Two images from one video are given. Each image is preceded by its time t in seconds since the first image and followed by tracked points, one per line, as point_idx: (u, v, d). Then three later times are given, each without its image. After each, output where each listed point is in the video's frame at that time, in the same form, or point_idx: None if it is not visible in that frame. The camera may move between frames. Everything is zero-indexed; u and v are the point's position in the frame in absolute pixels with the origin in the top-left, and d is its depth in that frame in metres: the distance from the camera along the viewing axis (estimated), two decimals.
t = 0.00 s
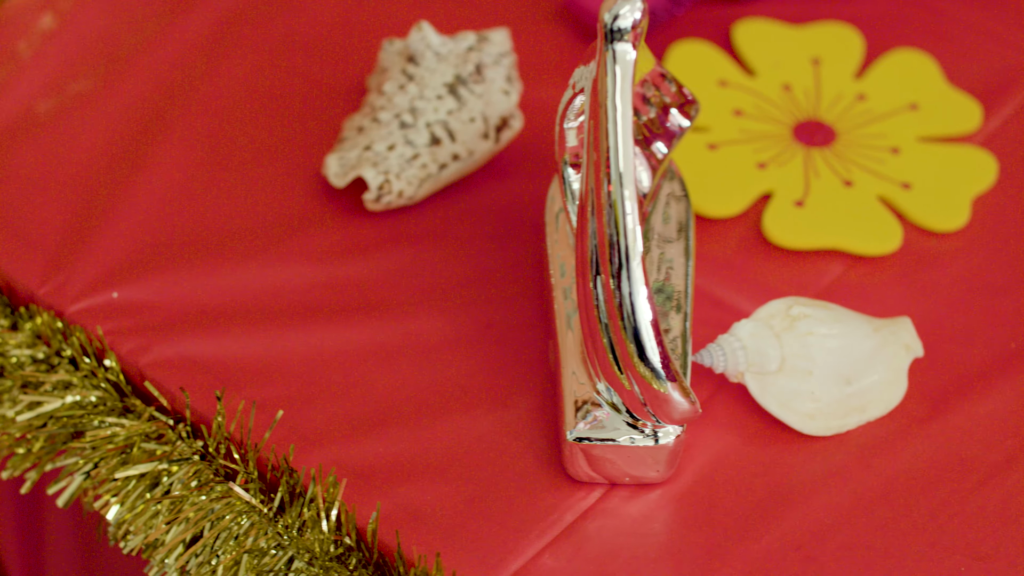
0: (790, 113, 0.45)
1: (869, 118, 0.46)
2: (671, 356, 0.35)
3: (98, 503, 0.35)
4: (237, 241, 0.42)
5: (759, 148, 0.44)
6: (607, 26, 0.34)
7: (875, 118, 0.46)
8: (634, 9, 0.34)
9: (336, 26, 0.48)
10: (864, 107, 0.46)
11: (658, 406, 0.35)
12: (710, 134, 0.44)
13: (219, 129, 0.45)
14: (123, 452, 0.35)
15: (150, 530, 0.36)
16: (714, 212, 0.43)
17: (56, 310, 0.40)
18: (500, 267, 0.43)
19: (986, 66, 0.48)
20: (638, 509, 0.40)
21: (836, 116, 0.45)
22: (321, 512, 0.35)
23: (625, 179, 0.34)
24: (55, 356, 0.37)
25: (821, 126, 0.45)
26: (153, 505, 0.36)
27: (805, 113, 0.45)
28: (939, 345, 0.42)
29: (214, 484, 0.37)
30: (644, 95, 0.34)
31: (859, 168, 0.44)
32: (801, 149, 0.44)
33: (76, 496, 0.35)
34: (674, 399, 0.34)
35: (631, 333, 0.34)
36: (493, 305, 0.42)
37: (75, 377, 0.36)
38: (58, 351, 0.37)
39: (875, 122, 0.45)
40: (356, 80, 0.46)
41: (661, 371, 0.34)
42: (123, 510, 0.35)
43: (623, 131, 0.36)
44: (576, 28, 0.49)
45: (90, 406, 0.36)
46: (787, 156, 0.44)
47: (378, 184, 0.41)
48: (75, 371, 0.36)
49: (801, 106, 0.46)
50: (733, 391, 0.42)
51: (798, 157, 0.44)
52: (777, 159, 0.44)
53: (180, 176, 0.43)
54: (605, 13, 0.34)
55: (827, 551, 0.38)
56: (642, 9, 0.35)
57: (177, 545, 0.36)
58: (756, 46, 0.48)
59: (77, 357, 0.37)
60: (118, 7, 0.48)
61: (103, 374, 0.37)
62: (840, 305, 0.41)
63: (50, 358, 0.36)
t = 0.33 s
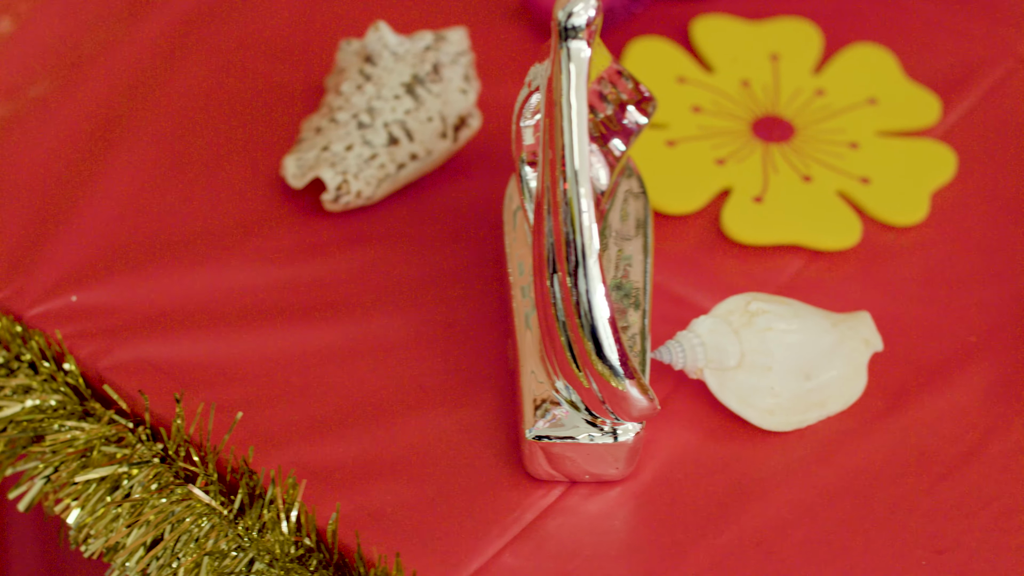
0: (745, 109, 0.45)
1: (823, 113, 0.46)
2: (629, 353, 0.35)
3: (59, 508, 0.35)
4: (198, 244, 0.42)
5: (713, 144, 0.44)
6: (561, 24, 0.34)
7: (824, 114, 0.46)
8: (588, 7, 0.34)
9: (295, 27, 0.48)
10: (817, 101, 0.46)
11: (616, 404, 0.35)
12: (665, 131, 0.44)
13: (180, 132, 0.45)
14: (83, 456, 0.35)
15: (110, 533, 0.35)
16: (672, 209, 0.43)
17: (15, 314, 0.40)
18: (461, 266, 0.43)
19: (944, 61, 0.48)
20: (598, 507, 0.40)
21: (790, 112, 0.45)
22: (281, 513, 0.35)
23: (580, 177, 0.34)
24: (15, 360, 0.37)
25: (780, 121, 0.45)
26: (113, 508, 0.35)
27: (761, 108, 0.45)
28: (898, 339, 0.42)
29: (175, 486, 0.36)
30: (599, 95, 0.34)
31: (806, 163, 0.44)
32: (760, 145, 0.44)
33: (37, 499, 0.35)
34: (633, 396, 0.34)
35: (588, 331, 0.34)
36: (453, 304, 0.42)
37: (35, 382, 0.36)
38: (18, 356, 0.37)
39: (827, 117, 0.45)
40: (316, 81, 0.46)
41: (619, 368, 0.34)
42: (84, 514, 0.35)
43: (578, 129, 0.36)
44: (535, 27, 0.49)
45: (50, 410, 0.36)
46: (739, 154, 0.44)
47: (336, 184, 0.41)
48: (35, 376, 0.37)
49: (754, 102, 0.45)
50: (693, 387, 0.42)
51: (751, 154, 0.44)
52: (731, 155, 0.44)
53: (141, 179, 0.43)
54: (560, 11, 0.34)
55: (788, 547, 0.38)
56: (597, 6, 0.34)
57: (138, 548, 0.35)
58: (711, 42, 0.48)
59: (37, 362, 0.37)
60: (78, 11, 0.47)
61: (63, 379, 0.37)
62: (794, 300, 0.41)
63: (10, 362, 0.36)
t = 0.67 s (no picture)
0: (726, 106, 0.45)
1: (806, 112, 0.46)
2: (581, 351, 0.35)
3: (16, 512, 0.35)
4: (153, 246, 0.42)
5: (695, 143, 0.44)
6: (508, 22, 0.33)
7: (811, 112, 0.46)
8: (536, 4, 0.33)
9: (249, 28, 0.48)
10: (801, 101, 0.46)
11: (569, 402, 0.35)
12: (643, 130, 0.44)
13: (135, 135, 0.44)
14: (38, 460, 0.35)
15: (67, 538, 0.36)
16: (624, 206, 0.43)
17: None
18: (415, 265, 0.43)
19: (900, 54, 0.48)
20: (553, 505, 0.39)
21: (775, 109, 0.46)
22: (235, 515, 0.35)
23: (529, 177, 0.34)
24: None
25: (734, 117, 0.45)
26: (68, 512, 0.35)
27: (740, 107, 0.45)
28: (851, 333, 0.42)
29: (129, 490, 0.36)
30: (551, 92, 0.34)
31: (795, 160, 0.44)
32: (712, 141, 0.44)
33: None
34: (585, 394, 0.34)
35: (540, 330, 0.34)
36: (409, 304, 0.42)
37: None
38: None
39: (812, 116, 0.46)
40: (269, 83, 0.46)
41: (570, 366, 0.34)
42: (39, 519, 0.35)
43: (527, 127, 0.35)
44: (489, 25, 0.49)
45: (5, 414, 0.36)
46: (726, 150, 0.44)
47: (288, 185, 0.41)
48: None
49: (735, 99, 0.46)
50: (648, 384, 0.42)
51: (736, 150, 0.44)
52: (718, 152, 0.44)
53: (98, 183, 0.43)
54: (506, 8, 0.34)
55: (743, 541, 0.38)
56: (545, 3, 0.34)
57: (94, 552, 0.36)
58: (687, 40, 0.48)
59: None
60: (31, 15, 0.47)
61: (16, 383, 0.36)
62: (774, 298, 0.42)
63: None
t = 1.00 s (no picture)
0: (726, 106, 0.45)
1: (806, 113, 0.46)
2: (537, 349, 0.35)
3: None
4: (112, 250, 0.42)
5: (696, 143, 0.44)
6: (459, 21, 0.33)
7: (812, 113, 0.46)
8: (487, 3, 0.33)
9: (205, 29, 0.48)
10: (801, 101, 0.46)
11: (526, 401, 0.35)
12: (643, 130, 0.44)
13: (93, 139, 0.44)
14: None
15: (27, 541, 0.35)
16: (580, 204, 0.43)
17: None
18: (373, 266, 0.43)
19: (856, 48, 0.49)
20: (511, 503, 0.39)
21: (775, 110, 0.46)
22: (194, 517, 0.35)
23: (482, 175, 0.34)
24: None
25: (692, 114, 0.45)
26: (27, 517, 0.35)
27: (739, 107, 0.46)
28: (808, 328, 0.42)
29: (88, 493, 0.35)
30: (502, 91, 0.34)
31: (794, 161, 0.44)
32: (667, 138, 0.44)
33: None
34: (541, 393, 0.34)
35: (495, 328, 0.34)
36: (368, 304, 0.42)
37: None
38: None
39: (811, 118, 0.46)
40: (225, 86, 0.46)
41: (526, 364, 0.34)
42: None
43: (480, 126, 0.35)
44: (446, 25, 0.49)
45: None
46: (726, 149, 0.44)
47: (244, 187, 0.41)
48: None
49: (735, 99, 0.46)
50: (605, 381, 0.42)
51: (737, 150, 0.44)
52: (718, 152, 0.44)
53: (57, 187, 0.43)
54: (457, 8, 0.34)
55: (703, 537, 0.38)
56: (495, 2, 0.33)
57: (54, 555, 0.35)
58: (687, 41, 0.48)
59: None
60: None
61: None
62: (774, 299, 0.42)
63: None
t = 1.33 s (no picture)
0: (726, 106, 0.45)
1: (806, 114, 0.46)
2: (503, 348, 0.35)
3: None
4: (79, 253, 0.42)
5: (696, 143, 0.44)
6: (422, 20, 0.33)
7: (811, 114, 0.46)
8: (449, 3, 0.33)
9: (170, 32, 0.48)
10: (801, 101, 0.46)
11: (494, 400, 0.35)
12: (643, 129, 0.44)
13: (60, 143, 0.44)
14: None
15: None
16: (546, 202, 0.43)
17: None
18: (340, 266, 0.43)
19: (824, 44, 0.49)
20: (479, 503, 0.39)
21: (774, 110, 0.46)
22: (161, 520, 0.35)
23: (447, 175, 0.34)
24: None
25: (659, 112, 0.45)
26: None
27: (739, 107, 0.46)
28: (775, 324, 0.42)
29: (56, 497, 0.35)
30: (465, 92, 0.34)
31: (794, 161, 0.44)
32: (634, 135, 0.44)
33: None
34: (508, 391, 0.34)
35: (461, 328, 0.34)
36: (336, 303, 0.42)
37: None
38: None
39: (812, 118, 0.46)
40: (191, 88, 0.46)
41: (493, 363, 0.35)
42: None
43: (444, 125, 0.35)
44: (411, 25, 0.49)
45: None
46: (727, 149, 0.44)
47: (210, 189, 0.41)
48: None
49: (735, 100, 0.46)
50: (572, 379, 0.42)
51: (737, 150, 0.44)
52: (719, 152, 0.44)
53: (24, 190, 0.43)
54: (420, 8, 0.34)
55: (669, 534, 0.38)
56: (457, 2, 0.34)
57: (22, 561, 0.34)
58: (687, 40, 0.48)
59: None
60: None
61: None
62: (774, 299, 0.42)
63: None
